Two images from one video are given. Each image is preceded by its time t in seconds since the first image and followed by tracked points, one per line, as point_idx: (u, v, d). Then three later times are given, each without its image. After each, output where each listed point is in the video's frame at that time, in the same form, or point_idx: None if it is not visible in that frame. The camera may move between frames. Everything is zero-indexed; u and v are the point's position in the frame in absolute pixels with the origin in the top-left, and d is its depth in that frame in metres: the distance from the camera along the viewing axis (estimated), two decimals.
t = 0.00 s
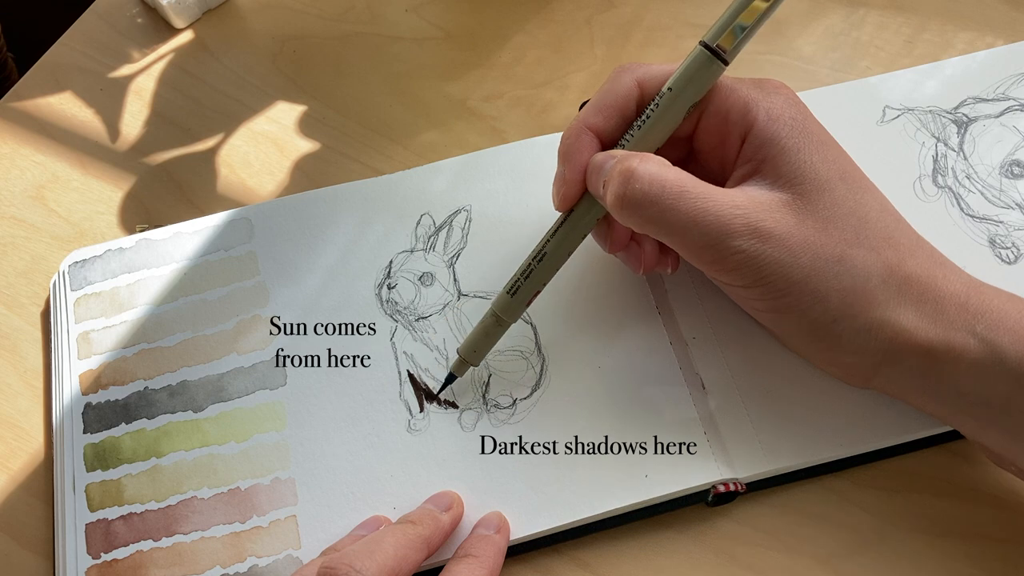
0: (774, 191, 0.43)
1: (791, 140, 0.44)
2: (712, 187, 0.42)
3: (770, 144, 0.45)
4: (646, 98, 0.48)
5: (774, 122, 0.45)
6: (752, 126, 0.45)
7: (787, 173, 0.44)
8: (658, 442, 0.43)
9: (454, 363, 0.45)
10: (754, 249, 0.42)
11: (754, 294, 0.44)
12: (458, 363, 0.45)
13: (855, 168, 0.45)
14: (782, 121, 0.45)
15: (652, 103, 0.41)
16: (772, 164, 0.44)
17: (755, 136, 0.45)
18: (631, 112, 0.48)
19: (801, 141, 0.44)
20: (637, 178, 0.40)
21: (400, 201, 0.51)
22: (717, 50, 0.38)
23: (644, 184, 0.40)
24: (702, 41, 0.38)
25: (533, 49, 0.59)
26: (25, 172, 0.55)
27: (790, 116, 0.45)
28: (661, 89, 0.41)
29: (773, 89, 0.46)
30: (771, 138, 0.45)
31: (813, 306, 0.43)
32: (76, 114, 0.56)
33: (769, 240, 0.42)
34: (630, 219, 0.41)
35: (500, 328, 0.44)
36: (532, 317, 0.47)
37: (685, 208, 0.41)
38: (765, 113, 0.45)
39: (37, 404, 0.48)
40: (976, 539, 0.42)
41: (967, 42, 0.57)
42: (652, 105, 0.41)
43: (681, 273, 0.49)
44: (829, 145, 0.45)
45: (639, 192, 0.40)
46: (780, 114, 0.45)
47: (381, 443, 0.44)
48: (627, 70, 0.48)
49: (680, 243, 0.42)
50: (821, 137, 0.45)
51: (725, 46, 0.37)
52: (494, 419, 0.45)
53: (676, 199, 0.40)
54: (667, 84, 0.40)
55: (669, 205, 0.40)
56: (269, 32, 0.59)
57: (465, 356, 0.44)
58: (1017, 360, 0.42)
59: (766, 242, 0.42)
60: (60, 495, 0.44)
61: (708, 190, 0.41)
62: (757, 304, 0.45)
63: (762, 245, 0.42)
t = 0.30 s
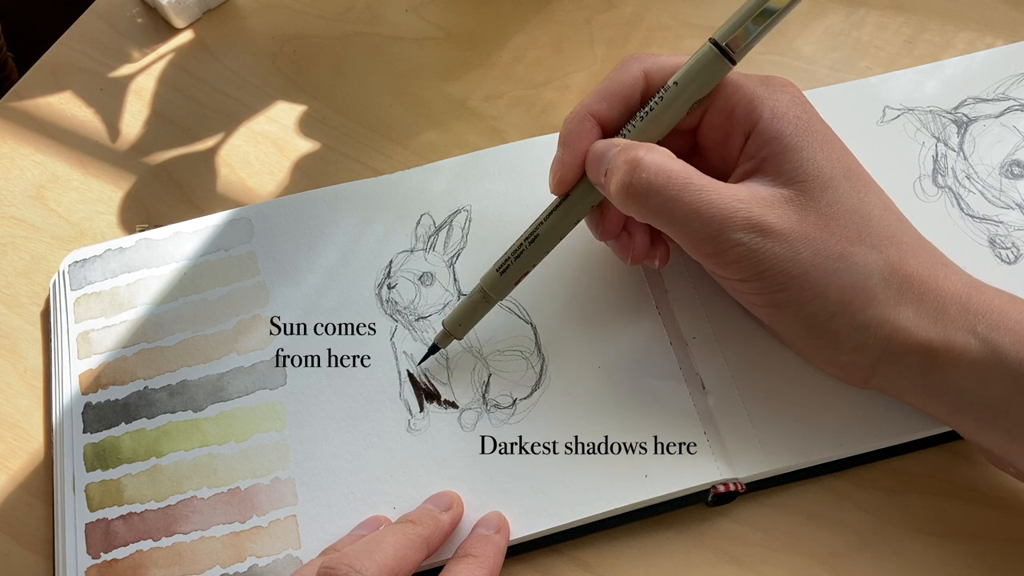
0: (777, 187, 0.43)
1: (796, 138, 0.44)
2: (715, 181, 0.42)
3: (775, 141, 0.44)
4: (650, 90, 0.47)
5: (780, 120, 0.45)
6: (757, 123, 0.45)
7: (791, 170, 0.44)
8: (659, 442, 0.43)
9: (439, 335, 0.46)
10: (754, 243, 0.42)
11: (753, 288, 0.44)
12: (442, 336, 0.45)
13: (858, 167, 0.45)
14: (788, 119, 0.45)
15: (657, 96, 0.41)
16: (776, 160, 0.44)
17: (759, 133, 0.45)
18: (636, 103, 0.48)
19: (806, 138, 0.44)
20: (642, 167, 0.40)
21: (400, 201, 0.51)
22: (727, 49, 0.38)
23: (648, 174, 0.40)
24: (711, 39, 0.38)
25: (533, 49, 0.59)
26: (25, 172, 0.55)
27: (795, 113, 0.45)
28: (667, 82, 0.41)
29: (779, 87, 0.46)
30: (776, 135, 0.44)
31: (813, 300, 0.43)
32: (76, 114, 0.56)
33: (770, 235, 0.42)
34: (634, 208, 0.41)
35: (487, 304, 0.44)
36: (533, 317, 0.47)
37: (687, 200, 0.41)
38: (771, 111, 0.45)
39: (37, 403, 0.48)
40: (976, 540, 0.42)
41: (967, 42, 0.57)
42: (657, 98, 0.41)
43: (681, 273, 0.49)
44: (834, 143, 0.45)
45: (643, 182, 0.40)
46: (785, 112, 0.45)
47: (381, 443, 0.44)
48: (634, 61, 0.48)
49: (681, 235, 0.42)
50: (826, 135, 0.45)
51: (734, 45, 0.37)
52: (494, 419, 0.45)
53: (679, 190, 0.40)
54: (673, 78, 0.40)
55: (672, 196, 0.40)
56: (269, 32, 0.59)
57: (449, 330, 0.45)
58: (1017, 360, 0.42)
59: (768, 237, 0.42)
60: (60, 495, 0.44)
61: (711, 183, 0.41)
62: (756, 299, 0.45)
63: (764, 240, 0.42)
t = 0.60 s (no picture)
0: (772, 191, 0.43)
1: (790, 141, 0.44)
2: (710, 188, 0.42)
3: (769, 145, 0.44)
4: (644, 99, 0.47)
5: (773, 122, 0.45)
6: (751, 126, 0.45)
7: (786, 173, 0.44)
8: (659, 441, 0.43)
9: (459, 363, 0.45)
10: (751, 250, 0.42)
11: (750, 294, 0.44)
12: (462, 364, 0.45)
13: (855, 169, 0.45)
14: (781, 122, 0.45)
15: (651, 105, 0.41)
16: (771, 164, 0.44)
17: (754, 136, 0.45)
18: (631, 112, 0.48)
19: (800, 142, 0.44)
20: (638, 179, 0.40)
21: (399, 201, 0.51)
22: (716, 50, 0.38)
23: (644, 184, 0.40)
24: (700, 41, 0.38)
25: (533, 48, 0.59)
26: (25, 172, 0.55)
27: (789, 116, 0.45)
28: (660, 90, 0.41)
29: (771, 89, 0.47)
30: (770, 138, 0.45)
31: (810, 306, 0.43)
32: (76, 114, 0.56)
33: (767, 241, 0.42)
34: (631, 220, 0.41)
35: (503, 329, 0.44)
36: (533, 317, 0.47)
37: (684, 210, 0.41)
38: (764, 114, 0.45)
39: (37, 403, 0.48)
40: (976, 540, 0.42)
41: (967, 42, 0.57)
42: (651, 106, 0.41)
43: (681, 273, 0.49)
44: (828, 146, 0.45)
45: (640, 193, 0.40)
46: (779, 115, 0.45)
47: (381, 443, 0.44)
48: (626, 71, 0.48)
49: (679, 244, 0.42)
50: (820, 138, 0.45)
51: (724, 45, 0.37)
52: (494, 419, 0.45)
53: (676, 200, 0.40)
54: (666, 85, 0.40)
55: (669, 206, 0.40)
56: (269, 32, 0.59)
57: (468, 357, 0.44)
58: (1017, 361, 0.42)
59: (764, 244, 0.42)
60: (60, 495, 0.44)
61: (707, 190, 0.41)
62: (754, 304, 0.45)
63: (760, 247, 0.42)
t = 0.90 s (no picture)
0: (776, 190, 0.43)
1: (794, 139, 0.44)
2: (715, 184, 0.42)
3: (773, 143, 0.44)
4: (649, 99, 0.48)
5: (777, 121, 0.45)
6: (754, 124, 0.45)
7: (790, 172, 0.44)
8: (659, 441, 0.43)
9: (465, 368, 0.45)
10: (755, 248, 0.42)
11: (754, 292, 0.44)
12: (469, 368, 0.45)
13: (858, 168, 0.45)
14: (785, 120, 0.45)
15: (656, 103, 0.41)
16: (775, 162, 0.44)
17: (758, 135, 0.45)
18: (635, 111, 0.47)
19: (804, 140, 0.44)
20: (643, 173, 0.40)
21: (399, 201, 0.51)
22: (721, 47, 0.38)
23: (650, 179, 0.40)
24: (704, 38, 0.38)
25: (533, 48, 0.59)
26: (25, 172, 0.55)
27: (793, 115, 0.45)
28: (664, 88, 0.41)
29: (775, 88, 0.47)
30: (774, 137, 0.45)
31: (813, 304, 0.43)
32: (76, 114, 0.56)
33: (771, 238, 0.42)
34: (637, 216, 0.41)
35: (509, 331, 0.44)
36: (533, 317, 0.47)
37: (689, 205, 0.41)
38: (768, 112, 0.45)
39: (37, 402, 0.48)
40: (976, 540, 0.42)
41: (967, 42, 0.57)
42: (656, 105, 0.41)
43: (681, 273, 0.49)
44: (832, 145, 0.45)
45: (646, 188, 0.40)
46: (782, 113, 0.45)
47: (381, 442, 0.44)
48: (629, 71, 0.48)
49: (683, 241, 0.42)
50: (824, 137, 0.45)
51: (727, 43, 0.37)
52: (494, 419, 0.45)
53: (681, 195, 0.40)
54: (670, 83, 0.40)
55: (674, 201, 0.41)
56: (269, 32, 0.59)
57: (475, 360, 0.44)
58: (1017, 360, 0.42)
59: (768, 241, 0.42)
60: (60, 494, 0.44)
61: (712, 187, 0.41)
62: (757, 302, 0.45)
63: (764, 243, 0.42)
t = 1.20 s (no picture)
0: (777, 187, 0.43)
1: (797, 138, 0.44)
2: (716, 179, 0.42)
3: (776, 141, 0.44)
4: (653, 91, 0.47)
5: (780, 119, 0.45)
6: (758, 122, 0.45)
7: (791, 169, 0.44)
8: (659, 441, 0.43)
9: (449, 340, 0.45)
10: (754, 243, 0.42)
11: (752, 288, 0.44)
12: (453, 341, 0.45)
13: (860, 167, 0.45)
14: (788, 119, 0.45)
15: (661, 95, 0.41)
16: (776, 160, 0.44)
17: (761, 132, 0.45)
18: (638, 101, 0.47)
19: (807, 138, 0.44)
20: (646, 164, 0.40)
21: (399, 201, 0.51)
22: (728, 45, 0.38)
23: (652, 171, 0.40)
24: (713, 35, 0.38)
25: (533, 48, 0.59)
26: (25, 171, 0.55)
27: (796, 114, 0.45)
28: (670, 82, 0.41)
29: (781, 87, 0.47)
30: (777, 134, 0.45)
31: (813, 301, 0.43)
32: (76, 114, 0.56)
33: (770, 234, 0.42)
34: (637, 206, 0.42)
35: (495, 308, 0.44)
36: (533, 317, 0.47)
37: (689, 198, 0.41)
38: (772, 110, 0.45)
39: (37, 402, 0.48)
40: (976, 541, 0.42)
41: (967, 42, 0.57)
42: (661, 96, 0.41)
43: (681, 272, 0.49)
44: (835, 144, 0.45)
45: (647, 179, 0.40)
46: (786, 111, 0.45)
47: (381, 442, 0.44)
48: (635, 61, 0.48)
49: (682, 234, 0.43)
50: (828, 136, 0.45)
51: (735, 41, 0.37)
52: (494, 419, 0.45)
53: (682, 188, 0.41)
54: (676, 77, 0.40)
55: (675, 193, 0.41)
56: (269, 32, 0.59)
57: (460, 334, 0.45)
58: (1017, 361, 0.42)
59: (768, 237, 0.42)
60: (60, 494, 0.44)
61: (712, 182, 0.41)
62: (755, 298, 0.45)
63: (764, 239, 0.42)
